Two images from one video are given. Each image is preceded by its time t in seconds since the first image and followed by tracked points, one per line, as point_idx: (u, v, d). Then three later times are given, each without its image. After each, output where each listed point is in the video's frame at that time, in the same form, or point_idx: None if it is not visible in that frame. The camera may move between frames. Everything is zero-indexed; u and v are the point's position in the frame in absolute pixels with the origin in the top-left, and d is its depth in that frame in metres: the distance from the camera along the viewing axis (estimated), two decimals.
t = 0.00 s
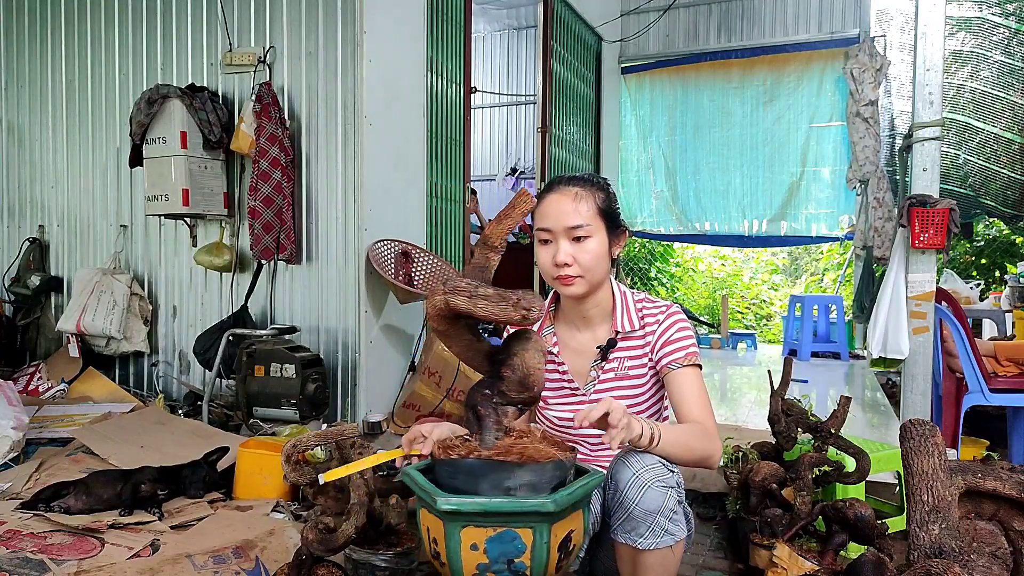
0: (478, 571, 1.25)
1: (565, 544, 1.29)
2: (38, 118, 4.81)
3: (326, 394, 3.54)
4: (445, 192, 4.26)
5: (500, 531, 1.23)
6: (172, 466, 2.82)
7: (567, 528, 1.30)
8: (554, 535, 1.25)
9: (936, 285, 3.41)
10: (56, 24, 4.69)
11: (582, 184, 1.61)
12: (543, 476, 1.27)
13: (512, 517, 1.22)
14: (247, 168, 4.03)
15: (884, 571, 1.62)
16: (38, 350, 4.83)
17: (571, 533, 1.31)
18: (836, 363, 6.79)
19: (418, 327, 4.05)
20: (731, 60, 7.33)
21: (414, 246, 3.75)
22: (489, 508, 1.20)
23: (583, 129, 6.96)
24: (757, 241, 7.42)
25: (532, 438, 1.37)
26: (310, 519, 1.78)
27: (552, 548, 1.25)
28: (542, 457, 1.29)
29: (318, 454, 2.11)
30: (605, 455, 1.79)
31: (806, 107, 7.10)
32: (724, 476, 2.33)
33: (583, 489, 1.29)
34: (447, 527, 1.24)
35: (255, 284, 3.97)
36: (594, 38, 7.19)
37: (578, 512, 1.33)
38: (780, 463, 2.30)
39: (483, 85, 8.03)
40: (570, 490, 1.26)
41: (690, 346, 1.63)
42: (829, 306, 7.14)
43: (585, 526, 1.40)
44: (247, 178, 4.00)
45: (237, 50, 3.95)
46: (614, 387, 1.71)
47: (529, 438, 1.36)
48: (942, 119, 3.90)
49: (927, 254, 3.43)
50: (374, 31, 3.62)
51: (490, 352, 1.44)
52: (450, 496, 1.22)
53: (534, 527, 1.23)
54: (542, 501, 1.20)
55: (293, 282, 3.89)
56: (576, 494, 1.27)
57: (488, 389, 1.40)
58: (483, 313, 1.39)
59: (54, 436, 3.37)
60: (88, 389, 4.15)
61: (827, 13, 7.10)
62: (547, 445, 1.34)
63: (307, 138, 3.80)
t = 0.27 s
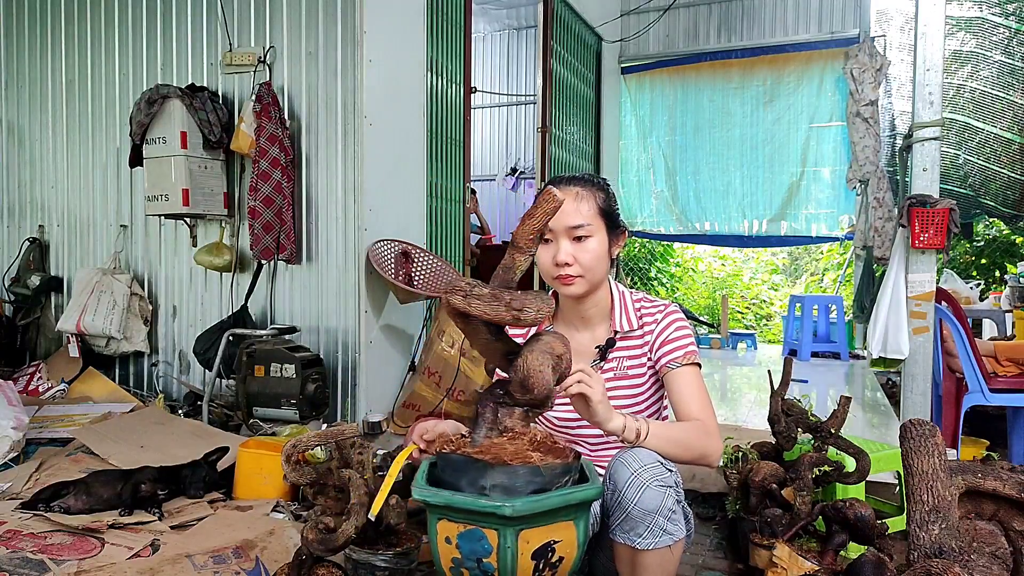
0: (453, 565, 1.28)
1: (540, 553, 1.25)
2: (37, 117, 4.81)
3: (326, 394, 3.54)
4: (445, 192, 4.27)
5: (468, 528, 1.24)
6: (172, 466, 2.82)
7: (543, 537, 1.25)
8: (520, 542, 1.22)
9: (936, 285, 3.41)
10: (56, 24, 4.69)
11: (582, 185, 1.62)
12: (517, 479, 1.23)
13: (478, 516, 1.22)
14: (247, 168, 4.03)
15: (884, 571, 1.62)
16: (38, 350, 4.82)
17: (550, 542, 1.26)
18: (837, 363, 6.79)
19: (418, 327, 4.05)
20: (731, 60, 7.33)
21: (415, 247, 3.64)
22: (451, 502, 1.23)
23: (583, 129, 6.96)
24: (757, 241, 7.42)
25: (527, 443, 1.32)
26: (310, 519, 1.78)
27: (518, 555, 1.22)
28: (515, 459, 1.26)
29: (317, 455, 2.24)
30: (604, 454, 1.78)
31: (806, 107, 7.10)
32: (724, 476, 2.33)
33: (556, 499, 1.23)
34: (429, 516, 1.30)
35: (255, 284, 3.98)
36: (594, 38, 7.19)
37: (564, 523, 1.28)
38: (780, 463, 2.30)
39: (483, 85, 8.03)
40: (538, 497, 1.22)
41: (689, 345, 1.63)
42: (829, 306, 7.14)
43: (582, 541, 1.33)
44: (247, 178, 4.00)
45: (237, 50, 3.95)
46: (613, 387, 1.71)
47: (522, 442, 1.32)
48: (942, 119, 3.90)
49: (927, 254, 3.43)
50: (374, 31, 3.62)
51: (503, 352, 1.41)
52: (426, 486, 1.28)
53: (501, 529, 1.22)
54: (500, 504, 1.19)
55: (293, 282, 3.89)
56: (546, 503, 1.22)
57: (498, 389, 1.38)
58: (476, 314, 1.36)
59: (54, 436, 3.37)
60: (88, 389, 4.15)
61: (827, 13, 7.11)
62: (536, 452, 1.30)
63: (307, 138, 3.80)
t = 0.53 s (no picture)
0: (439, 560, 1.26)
1: (511, 557, 1.17)
2: (37, 117, 4.81)
3: (326, 394, 3.54)
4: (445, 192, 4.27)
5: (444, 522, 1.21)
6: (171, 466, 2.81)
7: (516, 541, 1.17)
8: (487, 543, 1.16)
9: (936, 285, 3.40)
10: (56, 24, 4.69)
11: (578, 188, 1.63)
12: (489, 478, 1.18)
13: (449, 510, 1.18)
14: (247, 168, 4.03)
15: (884, 571, 1.62)
16: (39, 350, 4.83)
17: (524, 548, 1.18)
18: (837, 363, 6.79)
19: (418, 327, 4.05)
20: (731, 60, 7.33)
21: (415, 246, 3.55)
22: (429, 494, 1.21)
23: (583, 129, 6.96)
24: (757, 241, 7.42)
25: (515, 445, 1.24)
26: (310, 519, 1.78)
27: (485, 555, 1.16)
28: (490, 459, 1.20)
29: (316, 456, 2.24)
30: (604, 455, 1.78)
31: (806, 108, 7.11)
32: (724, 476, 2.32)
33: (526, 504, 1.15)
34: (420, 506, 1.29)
35: (255, 284, 3.97)
36: (594, 39, 7.19)
37: (542, 530, 1.18)
38: (780, 463, 2.30)
39: (483, 86, 8.03)
40: (504, 499, 1.15)
41: (687, 344, 1.63)
42: (829, 306, 7.14)
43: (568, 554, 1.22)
44: (247, 178, 4.00)
45: (237, 50, 3.95)
46: (612, 387, 1.71)
47: (511, 442, 1.24)
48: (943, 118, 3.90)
49: (927, 254, 3.42)
50: (374, 31, 3.62)
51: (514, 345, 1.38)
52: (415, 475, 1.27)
53: (468, 526, 1.16)
54: (461, 500, 1.15)
55: (293, 282, 3.89)
56: (513, 507, 1.14)
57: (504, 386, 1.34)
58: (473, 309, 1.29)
59: (54, 436, 3.37)
60: (88, 388, 4.15)
61: (827, 14, 7.11)
62: (520, 454, 1.22)
63: (307, 138, 3.80)
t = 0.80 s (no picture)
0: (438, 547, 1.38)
1: (483, 556, 1.26)
2: (38, 117, 4.81)
3: (326, 394, 3.54)
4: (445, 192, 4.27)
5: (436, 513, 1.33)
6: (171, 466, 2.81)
7: (486, 541, 1.25)
8: (460, 539, 1.26)
9: (936, 284, 3.40)
10: (56, 24, 4.69)
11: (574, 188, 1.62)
12: (467, 477, 1.27)
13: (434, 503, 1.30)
14: (247, 168, 4.03)
15: (884, 571, 1.62)
16: (38, 350, 4.82)
17: (495, 549, 1.25)
18: (837, 363, 6.79)
19: (418, 327, 4.05)
20: (731, 60, 7.33)
21: (417, 246, 3.51)
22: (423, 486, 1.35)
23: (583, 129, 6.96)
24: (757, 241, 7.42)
25: (504, 445, 1.24)
26: (310, 519, 1.78)
27: (458, 549, 1.27)
28: (468, 456, 1.26)
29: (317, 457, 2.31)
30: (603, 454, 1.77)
31: (806, 108, 7.11)
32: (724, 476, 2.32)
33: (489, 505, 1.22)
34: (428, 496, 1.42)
35: (255, 284, 3.97)
36: (594, 38, 7.19)
37: (513, 533, 1.24)
38: (779, 463, 2.30)
39: (483, 86, 8.03)
40: (470, 498, 1.23)
41: (682, 342, 1.64)
42: (829, 306, 7.14)
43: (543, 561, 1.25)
44: (247, 178, 4.00)
45: (237, 50, 3.95)
46: (610, 386, 1.72)
47: (499, 442, 1.24)
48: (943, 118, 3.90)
49: (927, 254, 3.42)
50: (374, 31, 3.62)
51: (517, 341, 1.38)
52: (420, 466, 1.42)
53: (446, 521, 1.28)
54: (434, 495, 1.26)
55: (293, 282, 3.89)
56: (476, 506, 1.22)
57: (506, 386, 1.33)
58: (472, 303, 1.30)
59: (54, 436, 3.37)
60: (88, 388, 4.15)
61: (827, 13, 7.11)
62: (502, 454, 1.24)
63: (307, 138, 3.80)
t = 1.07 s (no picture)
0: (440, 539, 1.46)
1: (464, 551, 1.31)
2: (38, 117, 4.81)
3: (326, 394, 3.54)
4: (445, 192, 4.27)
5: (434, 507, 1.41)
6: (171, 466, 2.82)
7: (465, 538, 1.30)
8: (445, 533, 1.33)
9: (936, 284, 3.40)
10: (56, 25, 4.69)
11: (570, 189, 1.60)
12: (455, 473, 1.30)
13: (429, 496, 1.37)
14: (247, 168, 4.03)
15: (884, 571, 1.62)
16: (38, 350, 4.82)
17: (474, 547, 1.30)
18: (837, 363, 6.79)
19: (418, 327, 4.05)
20: (731, 60, 7.33)
21: (416, 244, 3.36)
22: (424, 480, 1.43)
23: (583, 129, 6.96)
24: (757, 241, 7.42)
25: (494, 445, 1.26)
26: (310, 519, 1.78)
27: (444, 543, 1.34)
28: (457, 452, 1.30)
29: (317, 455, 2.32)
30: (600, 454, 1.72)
31: (806, 108, 7.11)
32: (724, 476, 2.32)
33: (464, 503, 1.26)
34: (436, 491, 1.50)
35: (255, 284, 3.97)
36: (594, 38, 7.19)
37: (489, 534, 1.27)
38: (779, 463, 2.30)
39: (483, 86, 8.04)
40: (449, 496, 1.29)
41: (672, 338, 1.65)
42: (829, 306, 7.13)
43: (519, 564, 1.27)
44: (247, 178, 4.00)
45: (237, 50, 3.95)
46: (605, 386, 1.72)
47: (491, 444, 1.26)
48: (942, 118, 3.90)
49: (927, 254, 3.42)
50: (374, 31, 3.62)
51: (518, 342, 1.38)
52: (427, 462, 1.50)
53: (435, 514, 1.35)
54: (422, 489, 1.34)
55: (293, 282, 3.89)
56: (454, 504, 1.27)
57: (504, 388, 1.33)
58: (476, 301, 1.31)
59: (54, 437, 3.37)
60: (88, 388, 4.15)
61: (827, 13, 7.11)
62: (490, 454, 1.25)
63: (307, 138, 3.80)
